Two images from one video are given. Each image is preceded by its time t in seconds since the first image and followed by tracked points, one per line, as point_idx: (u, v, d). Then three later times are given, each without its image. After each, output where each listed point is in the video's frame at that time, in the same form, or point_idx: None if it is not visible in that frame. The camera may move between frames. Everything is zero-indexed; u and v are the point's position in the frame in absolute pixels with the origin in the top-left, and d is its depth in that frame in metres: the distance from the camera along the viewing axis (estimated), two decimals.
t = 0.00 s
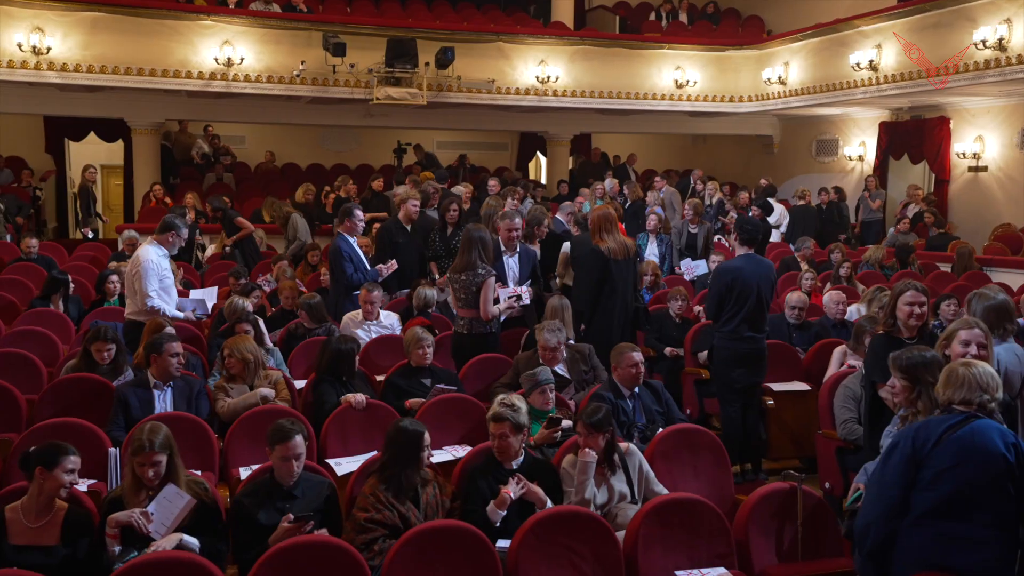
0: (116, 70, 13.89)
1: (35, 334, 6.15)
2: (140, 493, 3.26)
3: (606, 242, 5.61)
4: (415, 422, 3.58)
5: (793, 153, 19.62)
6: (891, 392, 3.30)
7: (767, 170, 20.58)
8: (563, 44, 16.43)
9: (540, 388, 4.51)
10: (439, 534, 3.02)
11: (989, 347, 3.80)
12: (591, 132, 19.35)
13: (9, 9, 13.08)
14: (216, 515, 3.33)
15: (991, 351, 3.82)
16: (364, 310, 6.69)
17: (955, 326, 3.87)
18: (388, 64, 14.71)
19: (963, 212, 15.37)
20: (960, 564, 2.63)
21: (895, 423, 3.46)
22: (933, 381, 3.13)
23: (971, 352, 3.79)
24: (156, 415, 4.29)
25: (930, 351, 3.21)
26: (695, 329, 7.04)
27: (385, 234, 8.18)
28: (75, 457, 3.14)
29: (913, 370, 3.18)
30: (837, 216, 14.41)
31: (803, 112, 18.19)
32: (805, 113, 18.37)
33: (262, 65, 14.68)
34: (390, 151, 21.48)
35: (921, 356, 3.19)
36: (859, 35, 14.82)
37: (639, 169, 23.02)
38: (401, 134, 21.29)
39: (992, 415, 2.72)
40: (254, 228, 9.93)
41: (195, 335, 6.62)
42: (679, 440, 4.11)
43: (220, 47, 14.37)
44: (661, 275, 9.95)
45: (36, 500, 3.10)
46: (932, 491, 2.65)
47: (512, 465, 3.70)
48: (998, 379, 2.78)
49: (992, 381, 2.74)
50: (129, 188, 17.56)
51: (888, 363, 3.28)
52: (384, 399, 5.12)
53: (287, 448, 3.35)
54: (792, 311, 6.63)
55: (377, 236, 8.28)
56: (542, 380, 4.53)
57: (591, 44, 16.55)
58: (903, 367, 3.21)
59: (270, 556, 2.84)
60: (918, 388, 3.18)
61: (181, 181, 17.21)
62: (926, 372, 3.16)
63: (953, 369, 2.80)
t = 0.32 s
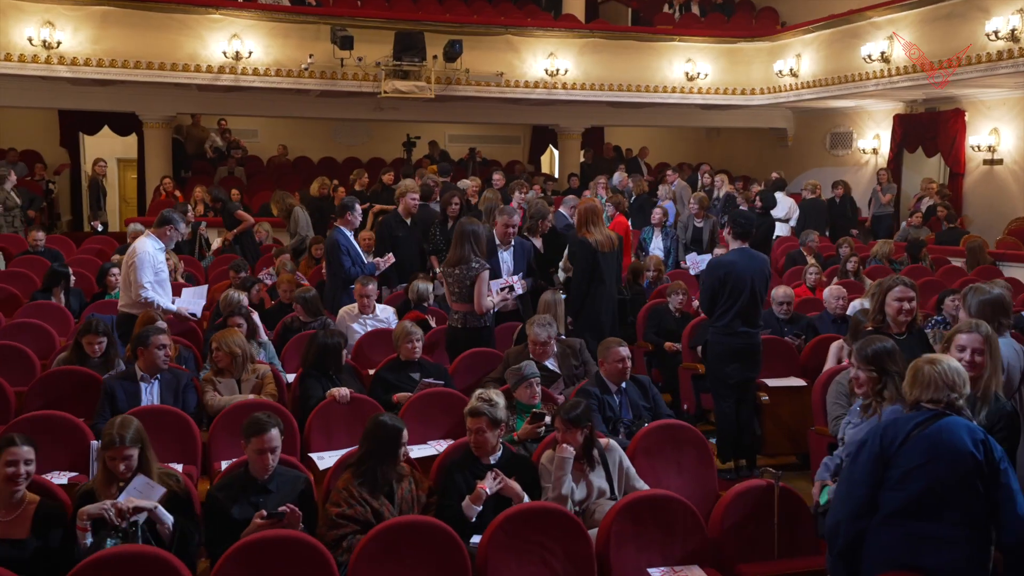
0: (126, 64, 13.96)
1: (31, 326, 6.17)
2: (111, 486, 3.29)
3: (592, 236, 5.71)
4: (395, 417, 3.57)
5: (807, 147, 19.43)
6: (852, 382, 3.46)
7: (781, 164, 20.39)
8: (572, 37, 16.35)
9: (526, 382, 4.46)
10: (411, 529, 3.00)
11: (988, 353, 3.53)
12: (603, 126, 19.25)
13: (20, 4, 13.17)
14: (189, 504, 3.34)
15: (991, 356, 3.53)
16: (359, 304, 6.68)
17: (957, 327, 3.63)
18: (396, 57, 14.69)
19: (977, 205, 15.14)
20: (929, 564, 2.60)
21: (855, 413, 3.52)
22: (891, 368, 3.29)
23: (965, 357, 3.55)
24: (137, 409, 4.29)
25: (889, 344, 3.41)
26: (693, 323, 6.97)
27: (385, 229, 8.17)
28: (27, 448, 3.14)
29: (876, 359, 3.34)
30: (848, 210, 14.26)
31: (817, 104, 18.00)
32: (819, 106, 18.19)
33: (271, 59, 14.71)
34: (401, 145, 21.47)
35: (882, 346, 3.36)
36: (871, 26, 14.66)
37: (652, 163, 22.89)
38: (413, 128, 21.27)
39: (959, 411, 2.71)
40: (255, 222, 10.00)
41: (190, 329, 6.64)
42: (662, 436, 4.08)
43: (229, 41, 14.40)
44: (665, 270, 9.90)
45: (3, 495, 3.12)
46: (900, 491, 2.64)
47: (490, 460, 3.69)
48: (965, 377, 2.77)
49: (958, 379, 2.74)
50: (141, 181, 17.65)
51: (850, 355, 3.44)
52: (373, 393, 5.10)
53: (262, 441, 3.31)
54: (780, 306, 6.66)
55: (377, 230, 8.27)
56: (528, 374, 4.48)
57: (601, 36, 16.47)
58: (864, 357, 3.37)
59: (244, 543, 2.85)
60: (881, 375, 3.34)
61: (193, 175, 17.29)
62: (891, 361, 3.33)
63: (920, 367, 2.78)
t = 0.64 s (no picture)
0: (138, 60, 14.06)
1: (29, 321, 6.23)
2: (84, 480, 3.31)
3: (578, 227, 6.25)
4: (370, 413, 3.55)
5: (823, 142, 19.23)
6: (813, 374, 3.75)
7: (797, 160, 20.21)
8: (584, 31, 16.27)
9: (510, 378, 4.42)
10: (379, 527, 2.99)
11: (979, 358, 3.09)
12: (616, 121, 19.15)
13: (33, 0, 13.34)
14: (163, 498, 3.38)
15: (984, 364, 3.08)
16: (356, 299, 6.69)
17: (950, 332, 3.21)
18: (406, 52, 14.69)
19: (994, 201, 14.92)
20: (891, 564, 2.59)
21: (815, 406, 3.84)
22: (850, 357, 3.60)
23: (953, 364, 3.14)
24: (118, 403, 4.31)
25: (848, 336, 3.72)
26: (691, 320, 6.92)
27: (385, 225, 8.16)
28: None
29: (838, 350, 3.66)
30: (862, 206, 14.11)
31: (832, 99, 17.81)
32: (834, 101, 18.01)
33: (281, 54, 14.74)
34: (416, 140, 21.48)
35: (840, 339, 3.69)
36: (885, 20, 14.48)
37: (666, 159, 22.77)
38: (427, 123, 21.27)
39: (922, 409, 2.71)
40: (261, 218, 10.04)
41: (188, 324, 6.69)
42: (643, 434, 4.04)
43: (239, 37, 14.44)
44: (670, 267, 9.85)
45: None
46: (862, 491, 2.63)
47: (465, 456, 3.68)
48: (931, 374, 2.77)
49: (924, 377, 2.73)
50: (155, 177, 17.77)
51: (811, 348, 3.74)
52: (362, 389, 5.10)
53: (233, 436, 3.30)
54: (776, 303, 6.69)
55: (379, 226, 8.27)
56: (512, 371, 4.44)
57: (613, 31, 16.38)
58: (826, 349, 3.68)
59: (212, 535, 2.85)
60: (843, 366, 3.66)
61: (207, 170, 17.39)
62: (851, 353, 3.66)
63: (884, 367, 2.79)
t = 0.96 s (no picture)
0: (153, 58, 14.15)
1: (30, 318, 6.29)
2: (58, 478, 3.29)
3: (566, 223, 6.53)
4: (346, 412, 3.52)
5: (842, 139, 19.01)
6: (797, 372, 3.71)
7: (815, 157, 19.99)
8: (598, 28, 16.16)
9: (496, 377, 4.39)
10: (347, 526, 2.97)
11: (958, 379, 2.96)
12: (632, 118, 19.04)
13: None
14: (139, 497, 3.36)
15: (964, 384, 2.96)
16: (354, 297, 6.68)
17: (930, 347, 3.08)
18: (418, 49, 14.67)
19: (1014, 199, 14.68)
20: (860, 568, 2.51)
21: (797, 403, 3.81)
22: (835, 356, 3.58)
23: (930, 381, 3.00)
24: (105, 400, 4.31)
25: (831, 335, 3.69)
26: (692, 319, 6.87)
27: (388, 222, 8.15)
28: None
29: (826, 348, 3.66)
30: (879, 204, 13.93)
31: (852, 95, 17.58)
32: (854, 97, 17.78)
33: (295, 52, 14.76)
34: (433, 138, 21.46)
35: (822, 337, 3.66)
36: (904, 14, 14.26)
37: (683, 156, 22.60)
38: (443, 121, 21.25)
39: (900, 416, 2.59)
40: (270, 216, 10.08)
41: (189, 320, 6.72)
42: (626, 434, 3.99)
43: (253, 34, 14.48)
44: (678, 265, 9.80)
45: None
46: (832, 493, 2.54)
47: (443, 456, 3.65)
48: (909, 377, 2.62)
49: (905, 385, 2.58)
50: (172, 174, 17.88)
51: (797, 346, 3.69)
52: (352, 387, 5.09)
53: (205, 435, 3.29)
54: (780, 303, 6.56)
55: (382, 223, 8.26)
56: (498, 369, 4.40)
57: (627, 28, 16.26)
58: (817, 348, 3.65)
59: (178, 533, 2.83)
60: (832, 365, 3.65)
61: (224, 168, 17.44)
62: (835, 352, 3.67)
63: (861, 370, 2.64)
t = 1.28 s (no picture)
0: (171, 57, 14.26)
1: (38, 315, 6.34)
2: (39, 475, 3.27)
3: (556, 220, 6.52)
4: (327, 411, 3.48)
5: (866, 137, 18.73)
6: (793, 377, 3.62)
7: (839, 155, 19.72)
8: (616, 25, 16.06)
9: (487, 377, 4.34)
10: (318, 528, 2.93)
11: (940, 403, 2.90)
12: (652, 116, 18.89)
13: None
14: (120, 497, 3.34)
15: (944, 407, 2.90)
16: (358, 295, 6.64)
17: (912, 365, 3.01)
18: (434, 48, 14.65)
19: None
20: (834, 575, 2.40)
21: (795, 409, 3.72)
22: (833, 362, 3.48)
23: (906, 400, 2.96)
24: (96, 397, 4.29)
25: (826, 341, 3.59)
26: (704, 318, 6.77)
27: (397, 220, 8.14)
28: None
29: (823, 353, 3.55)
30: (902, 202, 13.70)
31: (875, 92, 17.31)
32: (877, 94, 17.52)
33: (312, 50, 14.78)
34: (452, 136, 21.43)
35: (817, 344, 3.57)
36: (926, 9, 14.02)
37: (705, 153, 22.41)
38: (464, 118, 21.22)
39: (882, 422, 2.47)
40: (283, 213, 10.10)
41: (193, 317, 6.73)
42: (616, 436, 3.92)
43: (270, 34, 14.53)
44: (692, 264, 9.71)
45: None
46: (808, 496, 2.44)
47: (426, 456, 3.61)
48: (895, 383, 2.47)
49: (889, 389, 2.45)
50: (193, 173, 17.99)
51: (794, 350, 3.61)
52: (347, 386, 5.07)
53: (184, 434, 3.26)
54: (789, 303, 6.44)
55: (391, 220, 8.24)
56: (490, 369, 4.36)
57: (645, 24, 16.13)
58: (815, 352, 3.56)
59: (147, 535, 2.81)
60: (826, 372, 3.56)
61: (244, 166, 17.50)
62: (829, 359, 3.57)
63: (842, 374, 2.53)
